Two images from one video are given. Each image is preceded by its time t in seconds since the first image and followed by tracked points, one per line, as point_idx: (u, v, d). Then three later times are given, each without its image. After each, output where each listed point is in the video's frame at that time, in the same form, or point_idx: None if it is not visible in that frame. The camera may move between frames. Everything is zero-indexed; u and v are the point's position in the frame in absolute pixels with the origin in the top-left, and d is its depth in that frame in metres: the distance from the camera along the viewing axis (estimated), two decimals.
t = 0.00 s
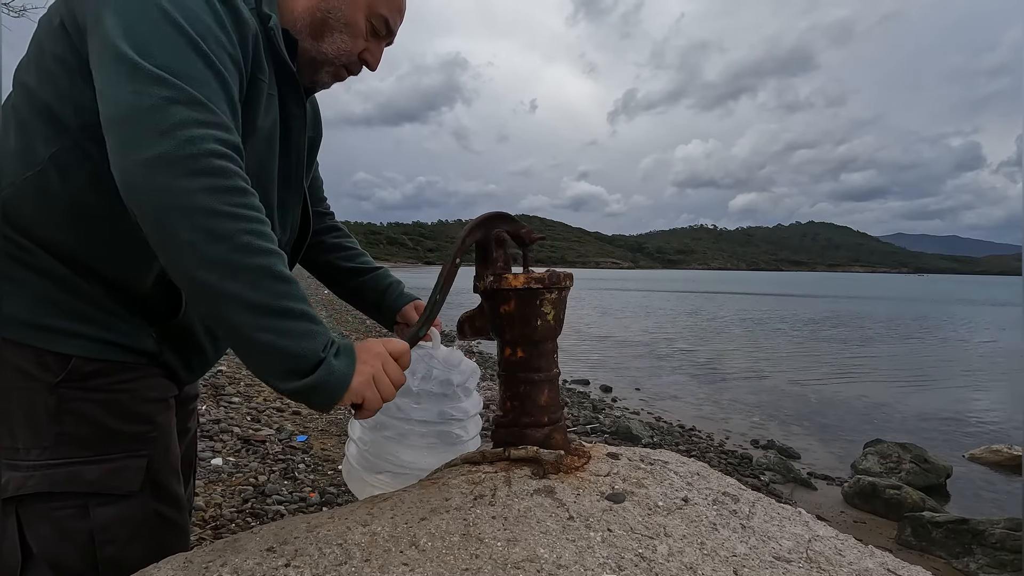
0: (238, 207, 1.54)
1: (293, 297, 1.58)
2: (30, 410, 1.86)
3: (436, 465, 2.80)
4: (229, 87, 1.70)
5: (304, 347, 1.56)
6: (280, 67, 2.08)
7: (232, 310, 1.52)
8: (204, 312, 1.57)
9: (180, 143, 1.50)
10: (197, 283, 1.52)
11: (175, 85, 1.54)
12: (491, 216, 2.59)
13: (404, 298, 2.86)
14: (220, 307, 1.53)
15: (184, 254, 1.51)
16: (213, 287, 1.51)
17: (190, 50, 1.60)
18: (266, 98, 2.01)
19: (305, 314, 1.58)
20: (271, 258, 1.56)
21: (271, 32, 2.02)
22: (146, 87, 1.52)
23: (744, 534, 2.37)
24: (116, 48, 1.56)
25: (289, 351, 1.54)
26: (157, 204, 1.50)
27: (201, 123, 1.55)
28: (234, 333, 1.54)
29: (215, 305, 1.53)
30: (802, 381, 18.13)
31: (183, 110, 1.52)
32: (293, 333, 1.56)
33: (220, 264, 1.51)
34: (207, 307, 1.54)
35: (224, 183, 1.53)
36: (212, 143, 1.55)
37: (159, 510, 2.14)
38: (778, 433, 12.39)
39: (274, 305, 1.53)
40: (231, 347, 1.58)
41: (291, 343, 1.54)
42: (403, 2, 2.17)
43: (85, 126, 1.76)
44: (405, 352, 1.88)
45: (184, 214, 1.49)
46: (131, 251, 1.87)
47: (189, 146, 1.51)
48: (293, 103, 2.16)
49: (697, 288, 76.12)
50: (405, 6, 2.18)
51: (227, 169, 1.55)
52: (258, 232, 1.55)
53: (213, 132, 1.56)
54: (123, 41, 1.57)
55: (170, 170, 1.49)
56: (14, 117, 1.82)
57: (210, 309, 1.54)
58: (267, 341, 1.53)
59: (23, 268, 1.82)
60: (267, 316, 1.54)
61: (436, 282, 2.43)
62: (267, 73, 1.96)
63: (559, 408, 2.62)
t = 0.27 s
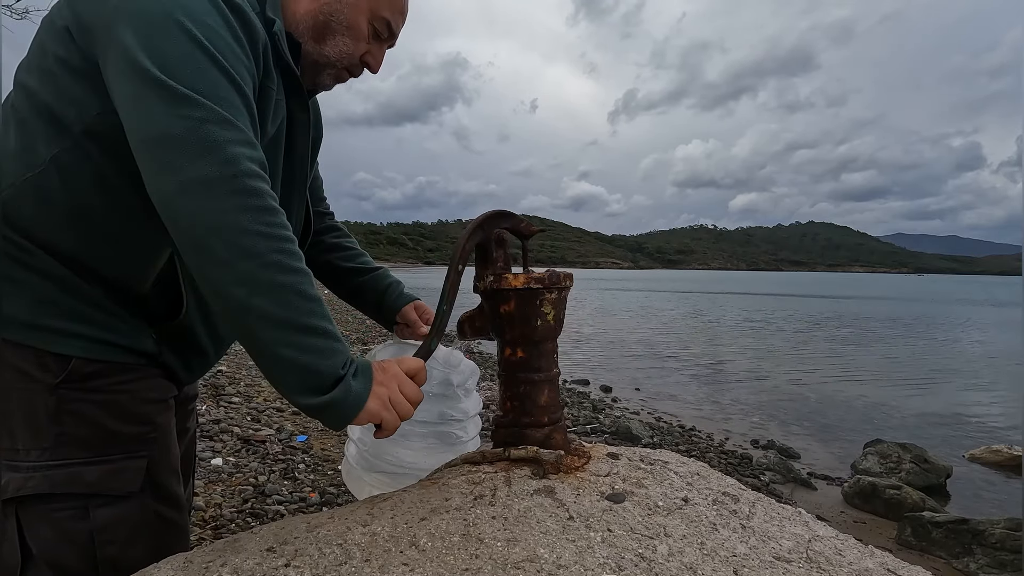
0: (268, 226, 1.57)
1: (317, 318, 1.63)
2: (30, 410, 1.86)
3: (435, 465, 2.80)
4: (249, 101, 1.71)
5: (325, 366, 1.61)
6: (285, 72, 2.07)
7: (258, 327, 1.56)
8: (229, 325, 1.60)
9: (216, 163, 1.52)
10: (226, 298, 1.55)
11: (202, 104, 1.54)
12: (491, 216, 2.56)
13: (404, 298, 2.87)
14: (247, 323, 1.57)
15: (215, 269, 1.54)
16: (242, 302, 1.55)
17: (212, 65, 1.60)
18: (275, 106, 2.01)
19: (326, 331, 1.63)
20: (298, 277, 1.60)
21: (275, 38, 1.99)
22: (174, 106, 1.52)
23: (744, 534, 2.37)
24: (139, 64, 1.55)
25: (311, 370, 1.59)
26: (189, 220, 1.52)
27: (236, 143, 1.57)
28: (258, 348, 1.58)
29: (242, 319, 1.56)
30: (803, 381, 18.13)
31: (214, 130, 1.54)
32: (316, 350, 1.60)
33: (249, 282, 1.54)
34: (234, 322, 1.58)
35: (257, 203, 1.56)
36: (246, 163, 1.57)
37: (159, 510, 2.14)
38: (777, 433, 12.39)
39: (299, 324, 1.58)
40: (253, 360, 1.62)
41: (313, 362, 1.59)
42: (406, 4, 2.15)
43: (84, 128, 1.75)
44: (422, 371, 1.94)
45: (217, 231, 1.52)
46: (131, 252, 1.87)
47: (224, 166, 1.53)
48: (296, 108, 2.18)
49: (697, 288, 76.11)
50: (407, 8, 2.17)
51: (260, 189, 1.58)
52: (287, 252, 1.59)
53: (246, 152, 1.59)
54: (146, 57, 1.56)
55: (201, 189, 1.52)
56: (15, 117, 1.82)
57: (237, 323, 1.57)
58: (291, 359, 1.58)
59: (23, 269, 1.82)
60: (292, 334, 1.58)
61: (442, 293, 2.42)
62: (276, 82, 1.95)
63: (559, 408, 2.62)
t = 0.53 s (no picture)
0: (290, 236, 1.61)
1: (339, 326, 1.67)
2: (30, 411, 1.86)
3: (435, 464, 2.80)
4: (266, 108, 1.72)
5: (347, 373, 1.67)
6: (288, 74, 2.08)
7: (283, 335, 1.61)
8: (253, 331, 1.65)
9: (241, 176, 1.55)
10: (251, 307, 1.59)
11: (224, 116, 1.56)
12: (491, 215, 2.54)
13: (404, 298, 2.87)
14: (271, 332, 1.61)
15: (240, 280, 1.57)
16: (266, 312, 1.59)
17: (231, 75, 1.60)
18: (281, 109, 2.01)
19: (347, 338, 1.67)
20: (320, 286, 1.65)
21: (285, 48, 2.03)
22: (196, 118, 1.54)
23: (744, 534, 2.37)
24: (159, 74, 1.55)
25: (333, 377, 1.65)
26: (214, 231, 1.55)
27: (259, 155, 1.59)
28: (283, 355, 1.63)
29: (266, 328, 1.61)
30: (803, 381, 18.13)
31: (238, 142, 1.56)
32: (338, 359, 1.66)
33: (274, 292, 1.58)
34: (259, 330, 1.62)
35: (280, 214, 1.59)
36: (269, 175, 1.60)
37: (160, 511, 2.14)
38: (777, 433, 12.39)
39: (323, 333, 1.63)
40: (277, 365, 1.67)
41: (336, 370, 1.65)
42: (408, 5, 2.14)
43: (84, 129, 1.75)
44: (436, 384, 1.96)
45: (242, 243, 1.55)
46: (132, 253, 1.87)
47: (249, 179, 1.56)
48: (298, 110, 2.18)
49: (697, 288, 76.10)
50: (409, 8, 2.16)
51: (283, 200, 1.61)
52: (309, 261, 1.63)
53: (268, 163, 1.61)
54: (165, 67, 1.56)
55: (227, 201, 1.55)
56: (16, 117, 1.82)
57: (261, 331, 1.62)
58: (314, 367, 1.63)
59: (24, 269, 1.82)
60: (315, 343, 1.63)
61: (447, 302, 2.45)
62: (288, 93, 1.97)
63: (559, 407, 2.62)
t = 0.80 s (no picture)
0: (282, 237, 1.61)
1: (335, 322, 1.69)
2: (30, 411, 1.85)
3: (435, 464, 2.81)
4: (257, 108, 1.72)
5: (346, 369, 1.69)
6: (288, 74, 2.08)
7: (280, 336, 1.63)
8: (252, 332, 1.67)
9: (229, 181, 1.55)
10: (246, 309, 1.61)
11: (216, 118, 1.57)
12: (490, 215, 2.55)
13: (405, 298, 2.88)
14: (268, 333, 1.63)
15: (234, 284, 1.58)
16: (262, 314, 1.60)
17: (222, 77, 1.60)
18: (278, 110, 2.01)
19: (344, 335, 1.69)
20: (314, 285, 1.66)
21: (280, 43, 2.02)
22: (185, 122, 1.54)
23: (744, 533, 2.37)
24: (149, 82, 1.56)
25: (332, 374, 1.67)
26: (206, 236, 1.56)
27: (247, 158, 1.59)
28: (282, 355, 1.65)
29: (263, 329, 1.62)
30: (802, 381, 18.13)
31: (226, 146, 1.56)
32: (335, 356, 1.68)
33: (268, 294, 1.59)
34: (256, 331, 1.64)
35: (270, 216, 1.59)
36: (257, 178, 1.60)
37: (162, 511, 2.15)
38: (777, 433, 12.39)
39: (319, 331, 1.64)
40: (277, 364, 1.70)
41: (334, 366, 1.67)
42: (408, 5, 2.14)
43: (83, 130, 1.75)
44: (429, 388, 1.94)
45: (233, 248, 1.56)
46: (132, 254, 1.88)
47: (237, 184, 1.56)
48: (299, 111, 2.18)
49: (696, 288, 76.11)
50: (410, 8, 2.16)
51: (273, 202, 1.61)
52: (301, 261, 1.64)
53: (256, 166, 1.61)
54: (153, 73, 1.56)
55: (218, 207, 1.55)
56: (15, 118, 1.82)
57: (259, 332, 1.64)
58: (313, 365, 1.66)
59: (24, 268, 1.82)
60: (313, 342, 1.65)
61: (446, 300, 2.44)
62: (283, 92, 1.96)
63: (559, 407, 2.63)
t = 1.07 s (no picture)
0: (229, 227, 1.59)
1: (296, 305, 1.68)
2: (31, 411, 1.86)
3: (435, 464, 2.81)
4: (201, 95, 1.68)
5: (312, 349, 1.69)
6: (281, 70, 2.09)
7: (239, 328, 1.62)
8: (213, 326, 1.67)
9: (168, 178, 1.53)
10: (202, 305, 1.60)
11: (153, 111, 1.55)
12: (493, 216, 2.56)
13: (403, 298, 2.87)
14: (227, 326, 1.62)
15: (186, 282, 1.58)
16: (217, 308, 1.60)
17: (159, 72, 1.57)
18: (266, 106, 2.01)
19: (305, 315, 1.68)
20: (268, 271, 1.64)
21: (272, 35, 2.04)
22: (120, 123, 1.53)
23: (743, 533, 2.38)
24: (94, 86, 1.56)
25: (298, 356, 1.68)
26: (151, 236, 1.54)
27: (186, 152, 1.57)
28: (244, 346, 1.65)
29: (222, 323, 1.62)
30: (802, 381, 18.13)
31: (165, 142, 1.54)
32: (298, 338, 1.67)
33: (221, 288, 1.58)
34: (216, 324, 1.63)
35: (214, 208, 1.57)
36: (199, 172, 1.58)
37: (161, 510, 2.15)
38: (777, 433, 12.39)
39: (278, 318, 1.63)
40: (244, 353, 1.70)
41: (298, 349, 1.67)
42: None
43: (80, 132, 1.76)
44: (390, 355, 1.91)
45: (180, 244, 1.54)
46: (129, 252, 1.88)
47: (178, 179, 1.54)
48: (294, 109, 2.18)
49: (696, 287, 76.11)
50: (406, 5, 2.19)
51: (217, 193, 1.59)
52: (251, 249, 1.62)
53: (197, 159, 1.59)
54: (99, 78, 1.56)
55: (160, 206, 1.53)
56: (10, 118, 1.82)
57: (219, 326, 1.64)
58: (277, 350, 1.66)
59: (24, 269, 1.82)
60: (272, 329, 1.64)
61: (432, 286, 2.45)
62: (265, 86, 1.96)
63: (559, 407, 2.63)
